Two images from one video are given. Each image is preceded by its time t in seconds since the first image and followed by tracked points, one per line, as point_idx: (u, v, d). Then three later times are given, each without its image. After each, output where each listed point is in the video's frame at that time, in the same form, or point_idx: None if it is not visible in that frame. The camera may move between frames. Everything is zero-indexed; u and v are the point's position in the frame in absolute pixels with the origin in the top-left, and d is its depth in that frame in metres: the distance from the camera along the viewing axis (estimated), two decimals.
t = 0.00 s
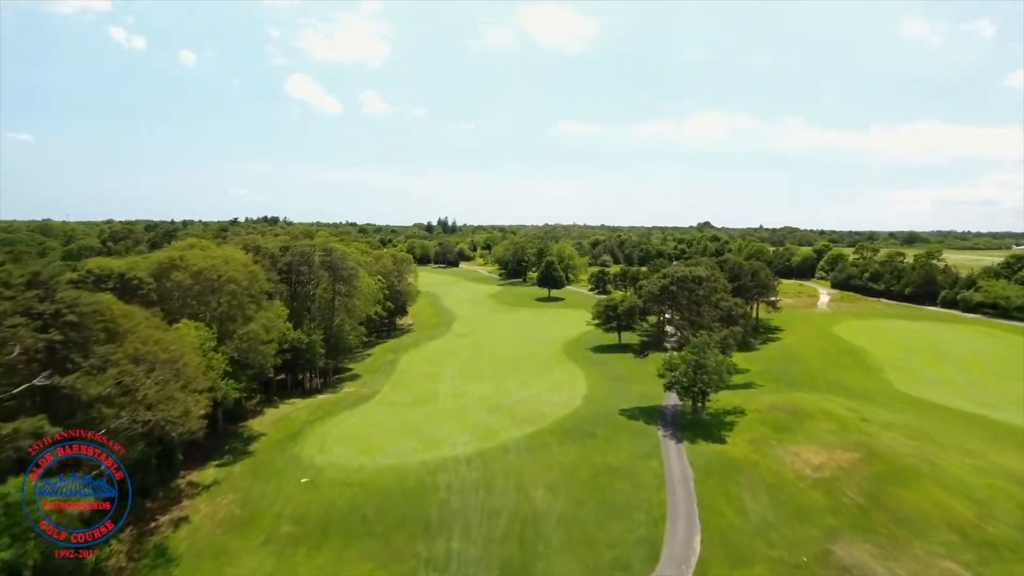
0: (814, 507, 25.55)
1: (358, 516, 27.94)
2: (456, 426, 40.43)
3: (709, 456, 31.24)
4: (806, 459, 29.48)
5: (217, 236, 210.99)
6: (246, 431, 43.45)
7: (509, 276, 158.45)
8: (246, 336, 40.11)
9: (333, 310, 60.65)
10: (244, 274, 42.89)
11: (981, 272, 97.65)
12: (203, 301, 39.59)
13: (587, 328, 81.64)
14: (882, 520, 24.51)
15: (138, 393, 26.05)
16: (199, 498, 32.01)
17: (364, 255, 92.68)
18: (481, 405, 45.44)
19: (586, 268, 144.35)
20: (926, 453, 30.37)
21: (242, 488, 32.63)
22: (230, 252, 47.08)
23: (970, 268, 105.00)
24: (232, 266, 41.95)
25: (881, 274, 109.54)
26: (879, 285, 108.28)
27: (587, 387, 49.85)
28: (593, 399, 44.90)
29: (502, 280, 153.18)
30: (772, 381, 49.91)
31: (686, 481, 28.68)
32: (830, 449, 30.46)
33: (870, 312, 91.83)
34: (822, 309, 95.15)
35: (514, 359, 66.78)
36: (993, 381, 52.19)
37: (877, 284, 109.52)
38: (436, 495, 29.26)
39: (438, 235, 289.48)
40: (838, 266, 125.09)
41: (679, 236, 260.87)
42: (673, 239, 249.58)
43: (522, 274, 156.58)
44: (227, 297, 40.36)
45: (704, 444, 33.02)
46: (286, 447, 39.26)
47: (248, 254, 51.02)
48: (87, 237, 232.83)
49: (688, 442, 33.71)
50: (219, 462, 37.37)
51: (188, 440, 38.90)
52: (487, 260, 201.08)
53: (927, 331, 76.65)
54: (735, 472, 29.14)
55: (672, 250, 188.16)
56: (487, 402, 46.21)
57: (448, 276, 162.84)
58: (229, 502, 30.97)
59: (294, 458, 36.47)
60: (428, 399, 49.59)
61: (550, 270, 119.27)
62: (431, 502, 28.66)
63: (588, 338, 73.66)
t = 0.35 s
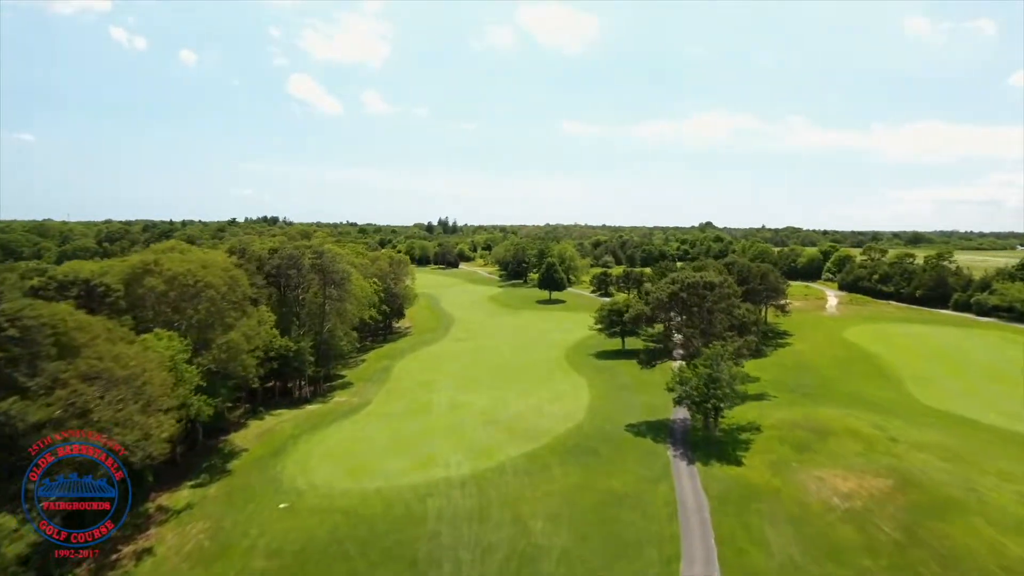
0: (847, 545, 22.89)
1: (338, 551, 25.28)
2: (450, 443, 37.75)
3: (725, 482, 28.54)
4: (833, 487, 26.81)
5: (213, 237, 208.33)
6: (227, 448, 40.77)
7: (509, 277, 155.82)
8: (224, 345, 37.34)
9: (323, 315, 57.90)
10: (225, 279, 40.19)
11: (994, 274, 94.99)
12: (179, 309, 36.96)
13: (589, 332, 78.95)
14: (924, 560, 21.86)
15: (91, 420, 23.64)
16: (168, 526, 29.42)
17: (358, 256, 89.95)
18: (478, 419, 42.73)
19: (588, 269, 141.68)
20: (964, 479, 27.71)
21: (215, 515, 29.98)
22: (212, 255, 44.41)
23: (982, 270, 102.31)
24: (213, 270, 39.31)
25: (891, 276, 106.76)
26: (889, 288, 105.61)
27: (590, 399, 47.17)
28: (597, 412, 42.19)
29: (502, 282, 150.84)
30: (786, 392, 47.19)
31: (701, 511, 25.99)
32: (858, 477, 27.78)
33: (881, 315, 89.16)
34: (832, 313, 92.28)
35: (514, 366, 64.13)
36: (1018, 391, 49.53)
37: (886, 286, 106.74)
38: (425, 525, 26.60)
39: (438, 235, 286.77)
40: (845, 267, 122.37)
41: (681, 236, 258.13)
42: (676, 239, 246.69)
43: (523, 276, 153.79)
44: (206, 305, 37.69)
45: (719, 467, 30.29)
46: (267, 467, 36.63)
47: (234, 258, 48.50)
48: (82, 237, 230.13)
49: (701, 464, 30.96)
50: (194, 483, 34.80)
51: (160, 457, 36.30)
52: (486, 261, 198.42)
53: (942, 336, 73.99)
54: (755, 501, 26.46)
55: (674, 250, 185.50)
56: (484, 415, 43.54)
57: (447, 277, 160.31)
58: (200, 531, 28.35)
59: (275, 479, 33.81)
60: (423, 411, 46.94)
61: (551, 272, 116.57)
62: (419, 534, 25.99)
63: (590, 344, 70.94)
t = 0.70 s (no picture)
0: None
1: None
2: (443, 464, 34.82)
3: (746, 514, 25.62)
4: (869, 522, 23.91)
5: (210, 237, 205.79)
6: (203, 466, 37.85)
7: (509, 278, 153.08)
8: (197, 356, 34.44)
9: (312, 320, 54.89)
10: (200, 285, 37.23)
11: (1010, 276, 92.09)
12: (148, 318, 34.14)
13: (592, 337, 76.07)
14: None
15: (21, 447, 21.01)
16: (126, 559, 26.51)
17: (353, 258, 86.93)
18: (474, 434, 39.80)
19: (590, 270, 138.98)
20: (1014, 510, 24.85)
21: (180, 547, 27.09)
22: (188, 258, 41.48)
23: (997, 272, 99.38)
24: (186, 276, 36.46)
25: (902, 277, 103.93)
26: (900, 290, 102.69)
27: (593, 411, 44.24)
28: (602, 427, 39.25)
29: (502, 283, 147.93)
30: (802, 403, 44.34)
31: (721, 548, 23.09)
32: (895, 509, 24.86)
33: (894, 319, 86.21)
34: (843, 316, 89.37)
35: (513, 373, 61.17)
36: None
37: (897, 288, 103.93)
38: (410, 563, 23.76)
39: (437, 235, 284.15)
40: (854, 268, 119.47)
41: (683, 236, 255.28)
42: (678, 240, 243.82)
43: (523, 277, 150.88)
44: (177, 313, 34.80)
45: (738, 494, 27.35)
46: (243, 490, 33.73)
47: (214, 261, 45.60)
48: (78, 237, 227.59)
49: (718, 490, 28.05)
50: (162, 508, 31.91)
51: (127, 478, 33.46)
52: (486, 261, 195.67)
53: (960, 340, 71.06)
54: (782, 538, 23.55)
55: (677, 251, 182.75)
56: (480, 430, 40.62)
57: (446, 279, 157.44)
58: (160, 568, 25.40)
59: (250, 504, 30.91)
60: (416, 425, 44.05)
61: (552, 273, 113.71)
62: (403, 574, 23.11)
63: (592, 349, 68.03)
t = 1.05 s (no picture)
0: None
1: None
2: (433, 488, 31.87)
3: (773, 552, 22.74)
4: (914, 566, 21.09)
5: (205, 237, 202.94)
6: (174, 487, 34.97)
7: (508, 279, 150.07)
8: (162, 369, 31.43)
9: (298, 328, 51.70)
10: (167, 292, 34.15)
11: None
12: (109, 328, 31.18)
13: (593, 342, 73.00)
14: None
15: None
16: None
17: (345, 260, 83.77)
18: (468, 452, 36.76)
19: (590, 271, 135.96)
20: None
21: None
22: (158, 262, 38.36)
23: (1010, 273, 96.36)
24: (153, 282, 33.48)
25: (911, 278, 100.91)
26: (910, 291, 99.70)
27: (596, 426, 41.16)
28: (607, 445, 36.23)
29: (501, 285, 144.71)
30: (821, 416, 41.30)
31: None
32: (942, 550, 21.90)
33: (906, 322, 83.26)
34: (853, 319, 86.30)
35: (510, 381, 58.06)
36: None
37: (907, 290, 100.90)
38: None
39: (436, 235, 281.18)
40: (861, 269, 116.44)
41: (685, 236, 252.18)
42: (679, 240, 240.79)
43: (522, 278, 147.78)
44: (141, 323, 31.76)
45: (761, 529, 24.37)
46: (213, 518, 30.68)
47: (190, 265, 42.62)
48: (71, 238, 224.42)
49: (738, 524, 25.03)
50: (123, 539, 28.95)
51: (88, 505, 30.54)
52: (485, 262, 192.59)
53: (978, 345, 68.12)
54: None
55: (679, 251, 179.69)
56: (475, 447, 37.61)
57: (445, 280, 154.37)
58: None
59: (219, 536, 28.01)
60: (406, 440, 41.11)
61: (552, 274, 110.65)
62: None
63: (594, 355, 64.95)
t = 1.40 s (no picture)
0: None
1: None
2: (423, 515, 29.11)
3: None
4: None
5: (202, 237, 200.48)
6: (143, 512, 32.31)
7: (509, 280, 147.36)
8: (124, 386, 28.65)
9: (284, 335, 48.75)
10: (133, 300, 31.37)
11: None
12: (65, 340, 28.50)
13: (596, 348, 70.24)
14: None
15: None
16: None
17: (338, 262, 80.88)
18: (462, 473, 33.91)
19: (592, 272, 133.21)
20: None
21: None
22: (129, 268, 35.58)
23: None
24: (116, 288, 30.78)
25: (924, 280, 98.08)
26: (922, 294, 96.85)
27: (601, 443, 38.27)
28: (613, 466, 33.41)
29: (502, 286, 141.85)
30: (842, 431, 38.55)
31: None
32: None
33: (919, 327, 80.48)
34: (864, 323, 83.52)
35: (510, 390, 55.30)
36: None
37: (919, 292, 98.11)
38: None
39: (436, 236, 278.66)
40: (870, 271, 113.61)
41: (687, 237, 249.34)
42: (682, 240, 237.83)
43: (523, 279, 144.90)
44: (101, 335, 29.03)
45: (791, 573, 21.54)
46: (181, 549, 28.01)
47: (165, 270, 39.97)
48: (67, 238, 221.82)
49: (764, 566, 22.18)
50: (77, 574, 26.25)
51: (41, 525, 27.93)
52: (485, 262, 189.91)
53: (998, 352, 65.36)
54: None
55: (682, 252, 176.93)
56: (469, 467, 34.80)
57: (444, 281, 151.76)
58: None
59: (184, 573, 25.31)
60: (397, 457, 38.36)
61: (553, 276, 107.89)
62: None
63: (597, 362, 62.18)
